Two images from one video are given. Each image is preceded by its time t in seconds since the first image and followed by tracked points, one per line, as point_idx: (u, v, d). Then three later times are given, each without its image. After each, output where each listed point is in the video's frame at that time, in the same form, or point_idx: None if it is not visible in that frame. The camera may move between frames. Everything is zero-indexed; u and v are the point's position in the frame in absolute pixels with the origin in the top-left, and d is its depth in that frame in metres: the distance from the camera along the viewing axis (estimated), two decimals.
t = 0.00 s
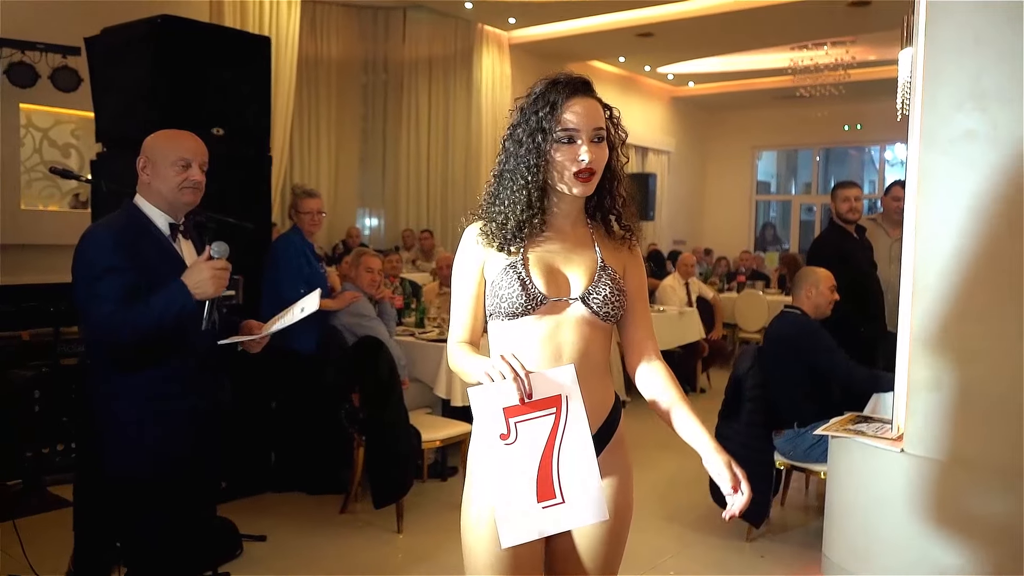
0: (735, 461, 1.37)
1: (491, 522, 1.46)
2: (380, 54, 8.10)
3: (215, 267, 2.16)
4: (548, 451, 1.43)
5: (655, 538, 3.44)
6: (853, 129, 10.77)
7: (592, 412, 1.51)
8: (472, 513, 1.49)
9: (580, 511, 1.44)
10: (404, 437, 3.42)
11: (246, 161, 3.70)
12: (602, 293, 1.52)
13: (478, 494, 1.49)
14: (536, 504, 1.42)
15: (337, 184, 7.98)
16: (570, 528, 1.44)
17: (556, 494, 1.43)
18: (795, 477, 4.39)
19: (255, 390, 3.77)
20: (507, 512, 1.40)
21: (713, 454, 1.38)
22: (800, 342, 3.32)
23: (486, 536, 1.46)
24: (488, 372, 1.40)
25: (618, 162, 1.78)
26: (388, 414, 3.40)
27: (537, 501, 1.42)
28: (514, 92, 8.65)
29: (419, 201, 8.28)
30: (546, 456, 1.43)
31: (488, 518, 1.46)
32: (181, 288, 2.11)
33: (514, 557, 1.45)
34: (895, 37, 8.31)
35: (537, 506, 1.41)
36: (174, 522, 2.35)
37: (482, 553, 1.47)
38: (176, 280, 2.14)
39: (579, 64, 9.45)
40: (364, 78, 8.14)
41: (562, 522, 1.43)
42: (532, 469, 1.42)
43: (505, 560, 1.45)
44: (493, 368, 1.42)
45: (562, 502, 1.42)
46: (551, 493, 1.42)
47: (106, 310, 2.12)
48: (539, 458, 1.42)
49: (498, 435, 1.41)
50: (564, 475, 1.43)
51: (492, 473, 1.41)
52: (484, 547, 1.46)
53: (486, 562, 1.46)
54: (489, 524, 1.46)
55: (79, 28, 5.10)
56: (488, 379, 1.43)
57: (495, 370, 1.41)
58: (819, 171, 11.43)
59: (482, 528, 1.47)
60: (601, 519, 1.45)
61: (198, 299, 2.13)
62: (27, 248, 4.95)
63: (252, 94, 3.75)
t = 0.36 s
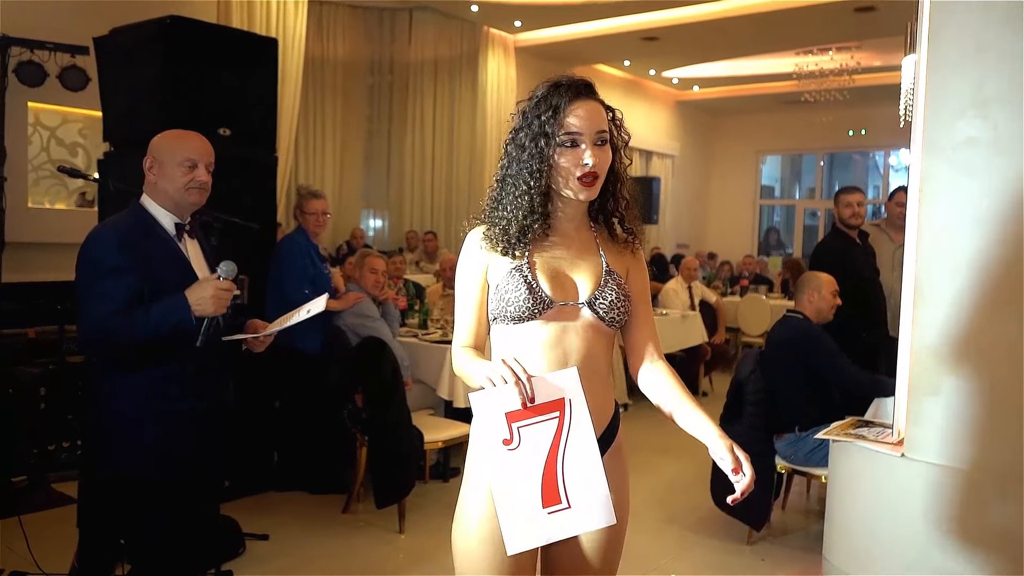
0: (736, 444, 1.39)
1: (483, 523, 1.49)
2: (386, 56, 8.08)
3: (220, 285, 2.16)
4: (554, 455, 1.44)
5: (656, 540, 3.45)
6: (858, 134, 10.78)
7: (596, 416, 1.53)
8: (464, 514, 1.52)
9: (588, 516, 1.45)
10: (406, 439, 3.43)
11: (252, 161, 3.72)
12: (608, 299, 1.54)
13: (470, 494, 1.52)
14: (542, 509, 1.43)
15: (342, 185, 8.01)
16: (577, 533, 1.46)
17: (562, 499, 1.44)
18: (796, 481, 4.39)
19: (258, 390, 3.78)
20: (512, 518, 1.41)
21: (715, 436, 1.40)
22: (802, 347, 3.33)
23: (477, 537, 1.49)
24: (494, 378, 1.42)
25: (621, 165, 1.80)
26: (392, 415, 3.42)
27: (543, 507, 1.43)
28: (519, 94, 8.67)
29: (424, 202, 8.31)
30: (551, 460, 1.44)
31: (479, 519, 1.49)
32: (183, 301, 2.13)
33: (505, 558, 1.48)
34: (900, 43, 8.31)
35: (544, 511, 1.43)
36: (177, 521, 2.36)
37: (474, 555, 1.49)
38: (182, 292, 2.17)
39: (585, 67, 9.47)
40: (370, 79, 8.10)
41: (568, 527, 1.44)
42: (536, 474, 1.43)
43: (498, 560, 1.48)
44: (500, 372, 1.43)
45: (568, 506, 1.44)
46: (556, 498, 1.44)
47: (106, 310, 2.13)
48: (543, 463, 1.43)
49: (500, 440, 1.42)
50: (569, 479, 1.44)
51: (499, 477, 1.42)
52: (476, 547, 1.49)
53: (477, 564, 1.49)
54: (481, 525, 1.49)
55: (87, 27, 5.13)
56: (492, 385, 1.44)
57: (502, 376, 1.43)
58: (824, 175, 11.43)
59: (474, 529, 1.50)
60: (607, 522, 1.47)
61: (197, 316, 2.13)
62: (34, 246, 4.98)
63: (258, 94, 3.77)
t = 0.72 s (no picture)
0: (729, 450, 1.40)
1: (479, 528, 1.49)
2: (392, 58, 8.13)
3: (223, 298, 2.18)
4: (563, 461, 1.44)
5: (655, 544, 3.46)
6: (861, 142, 10.83)
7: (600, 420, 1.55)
8: (459, 518, 1.52)
9: (595, 522, 1.46)
10: (407, 440, 3.44)
11: (257, 162, 3.74)
12: (613, 310, 1.55)
13: (465, 497, 1.52)
14: (550, 516, 1.43)
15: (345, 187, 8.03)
16: (583, 539, 1.47)
17: (570, 505, 1.45)
18: (796, 486, 4.40)
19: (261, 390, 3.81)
20: (520, 525, 1.42)
21: (710, 444, 1.41)
22: (801, 353, 3.32)
23: (473, 541, 1.49)
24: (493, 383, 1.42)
25: (624, 169, 1.81)
26: (394, 417, 3.44)
27: (552, 514, 1.43)
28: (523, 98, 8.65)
29: (427, 205, 8.31)
30: (559, 466, 1.44)
31: (474, 524, 1.49)
32: (186, 309, 2.16)
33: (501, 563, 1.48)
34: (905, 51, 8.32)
35: (553, 518, 1.43)
36: (180, 522, 2.38)
37: (469, 561, 1.49)
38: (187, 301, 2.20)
39: (589, 72, 9.49)
40: (374, 82, 8.16)
41: (579, 532, 1.45)
42: (545, 480, 1.43)
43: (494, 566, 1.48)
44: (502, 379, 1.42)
45: (575, 513, 1.45)
46: (564, 504, 1.44)
47: (108, 309, 2.15)
48: (551, 469, 1.44)
49: (509, 447, 1.41)
50: (576, 486, 1.45)
51: (507, 483, 1.41)
52: (470, 553, 1.49)
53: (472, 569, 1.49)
54: (477, 530, 1.49)
55: (95, 27, 5.16)
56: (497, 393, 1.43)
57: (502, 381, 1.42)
58: (827, 182, 11.44)
59: (469, 534, 1.50)
60: (614, 529, 1.48)
61: (197, 327, 2.16)
62: (39, 244, 5.01)
63: (264, 96, 3.79)
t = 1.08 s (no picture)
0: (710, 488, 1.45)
1: (464, 533, 1.43)
2: (394, 59, 8.12)
3: (224, 303, 2.20)
4: (563, 468, 1.40)
5: (648, 548, 3.47)
6: (861, 152, 10.88)
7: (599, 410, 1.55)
8: (444, 520, 1.47)
9: (593, 526, 1.44)
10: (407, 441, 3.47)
11: (259, 160, 3.75)
12: (611, 318, 1.53)
13: (452, 499, 1.46)
14: (553, 522, 1.39)
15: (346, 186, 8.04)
16: (582, 545, 1.43)
17: (570, 511, 1.41)
18: (789, 493, 4.42)
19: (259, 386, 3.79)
20: (523, 533, 1.36)
21: (690, 480, 1.46)
22: (798, 361, 3.34)
23: (456, 547, 1.43)
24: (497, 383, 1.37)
25: (619, 174, 1.80)
26: (392, 416, 3.46)
27: (554, 519, 1.39)
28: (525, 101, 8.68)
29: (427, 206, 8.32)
30: (560, 471, 1.40)
31: (459, 527, 1.43)
32: (186, 310, 2.18)
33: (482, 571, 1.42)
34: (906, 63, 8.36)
35: (555, 524, 1.39)
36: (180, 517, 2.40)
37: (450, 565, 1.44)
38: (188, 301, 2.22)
39: (591, 77, 9.51)
40: (377, 83, 8.17)
41: (580, 538, 1.42)
42: (546, 487, 1.38)
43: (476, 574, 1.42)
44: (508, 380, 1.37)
45: (575, 518, 1.42)
46: (565, 510, 1.40)
47: (109, 304, 2.16)
48: (553, 474, 1.39)
49: (512, 452, 1.36)
50: (577, 491, 1.42)
51: (509, 489, 1.35)
52: (451, 557, 1.44)
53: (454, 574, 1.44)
54: (461, 535, 1.43)
55: (100, 22, 5.18)
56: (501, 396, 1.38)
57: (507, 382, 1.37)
58: (825, 192, 11.48)
59: (452, 540, 1.44)
60: (611, 533, 1.46)
61: (194, 329, 2.18)
62: (40, 236, 5.02)
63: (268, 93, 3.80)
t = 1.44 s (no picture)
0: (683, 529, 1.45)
1: (452, 534, 1.39)
2: (389, 61, 8.17)
3: (225, 313, 2.20)
4: (564, 472, 1.37)
5: (649, 546, 3.49)
6: (855, 150, 10.91)
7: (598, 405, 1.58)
8: (432, 520, 1.43)
9: (590, 530, 1.40)
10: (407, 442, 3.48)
11: (257, 165, 3.77)
12: (605, 315, 1.54)
13: (442, 499, 1.42)
14: (552, 527, 1.35)
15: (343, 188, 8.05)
16: (580, 550, 1.39)
17: (569, 515, 1.37)
18: (788, 489, 4.44)
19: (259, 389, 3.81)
20: (525, 540, 1.31)
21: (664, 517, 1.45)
22: (797, 358, 3.37)
23: (442, 549, 1.39)
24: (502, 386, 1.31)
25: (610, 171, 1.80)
26: (391, 416, 3.46)
27: (553, 524, 1.35)
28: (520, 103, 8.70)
29: (424, 208, 8.33)
30: (561, 475, 1.36)
31: (447, 528, 1.39)
32: (188, 316, 2.19)
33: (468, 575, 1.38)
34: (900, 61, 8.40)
35: (555, 529, 1.35)
36: (180, 522, 2.40)
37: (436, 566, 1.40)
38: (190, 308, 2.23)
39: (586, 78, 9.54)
40: (372, 86, 8.19)
41: (577, 544, 1.38)
42: (546, 492, 1.34)
43: None
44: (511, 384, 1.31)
45: (574, 522, 1.38)
46: (565, 514, 1.37)
47: (109, 308, 2.18)
48: (553, 479, 1.35)
49: (515, 457, 1.31)
50: (575, 496, 1.38)
51: (511, 495, 1.30)
52: (437, 558, 1.40)
53: None
54: (448, 536, 1.39)
55: (95, 28, 5.18)
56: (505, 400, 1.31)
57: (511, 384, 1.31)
58: (821, 190, 11.53)
59: (439, 540, 1.40)
60: (607, 537, 1.43)
61: (195, 336, 2.18)
62: (39, 243, 5.03)
63: (265, 98, 3.82)
